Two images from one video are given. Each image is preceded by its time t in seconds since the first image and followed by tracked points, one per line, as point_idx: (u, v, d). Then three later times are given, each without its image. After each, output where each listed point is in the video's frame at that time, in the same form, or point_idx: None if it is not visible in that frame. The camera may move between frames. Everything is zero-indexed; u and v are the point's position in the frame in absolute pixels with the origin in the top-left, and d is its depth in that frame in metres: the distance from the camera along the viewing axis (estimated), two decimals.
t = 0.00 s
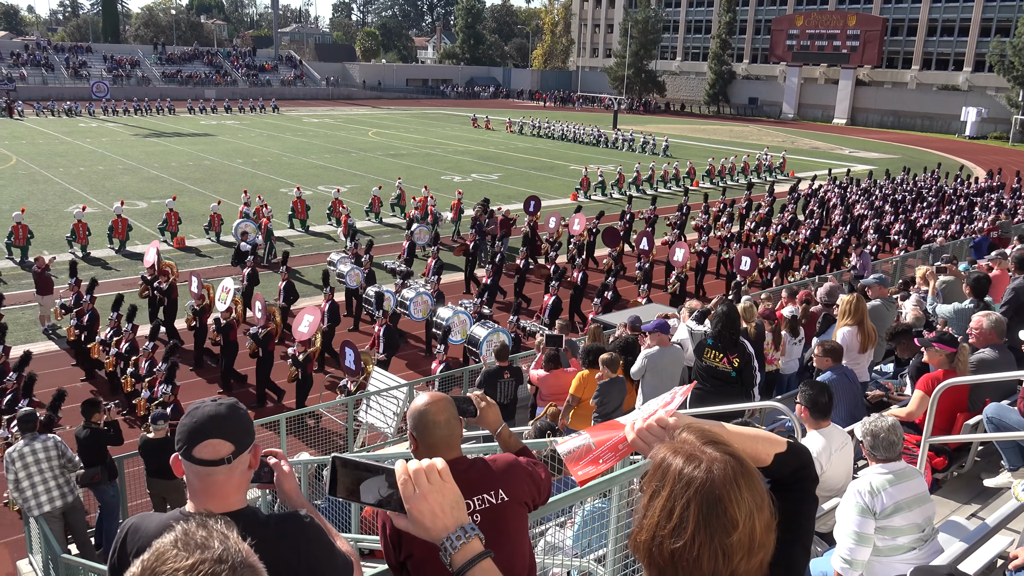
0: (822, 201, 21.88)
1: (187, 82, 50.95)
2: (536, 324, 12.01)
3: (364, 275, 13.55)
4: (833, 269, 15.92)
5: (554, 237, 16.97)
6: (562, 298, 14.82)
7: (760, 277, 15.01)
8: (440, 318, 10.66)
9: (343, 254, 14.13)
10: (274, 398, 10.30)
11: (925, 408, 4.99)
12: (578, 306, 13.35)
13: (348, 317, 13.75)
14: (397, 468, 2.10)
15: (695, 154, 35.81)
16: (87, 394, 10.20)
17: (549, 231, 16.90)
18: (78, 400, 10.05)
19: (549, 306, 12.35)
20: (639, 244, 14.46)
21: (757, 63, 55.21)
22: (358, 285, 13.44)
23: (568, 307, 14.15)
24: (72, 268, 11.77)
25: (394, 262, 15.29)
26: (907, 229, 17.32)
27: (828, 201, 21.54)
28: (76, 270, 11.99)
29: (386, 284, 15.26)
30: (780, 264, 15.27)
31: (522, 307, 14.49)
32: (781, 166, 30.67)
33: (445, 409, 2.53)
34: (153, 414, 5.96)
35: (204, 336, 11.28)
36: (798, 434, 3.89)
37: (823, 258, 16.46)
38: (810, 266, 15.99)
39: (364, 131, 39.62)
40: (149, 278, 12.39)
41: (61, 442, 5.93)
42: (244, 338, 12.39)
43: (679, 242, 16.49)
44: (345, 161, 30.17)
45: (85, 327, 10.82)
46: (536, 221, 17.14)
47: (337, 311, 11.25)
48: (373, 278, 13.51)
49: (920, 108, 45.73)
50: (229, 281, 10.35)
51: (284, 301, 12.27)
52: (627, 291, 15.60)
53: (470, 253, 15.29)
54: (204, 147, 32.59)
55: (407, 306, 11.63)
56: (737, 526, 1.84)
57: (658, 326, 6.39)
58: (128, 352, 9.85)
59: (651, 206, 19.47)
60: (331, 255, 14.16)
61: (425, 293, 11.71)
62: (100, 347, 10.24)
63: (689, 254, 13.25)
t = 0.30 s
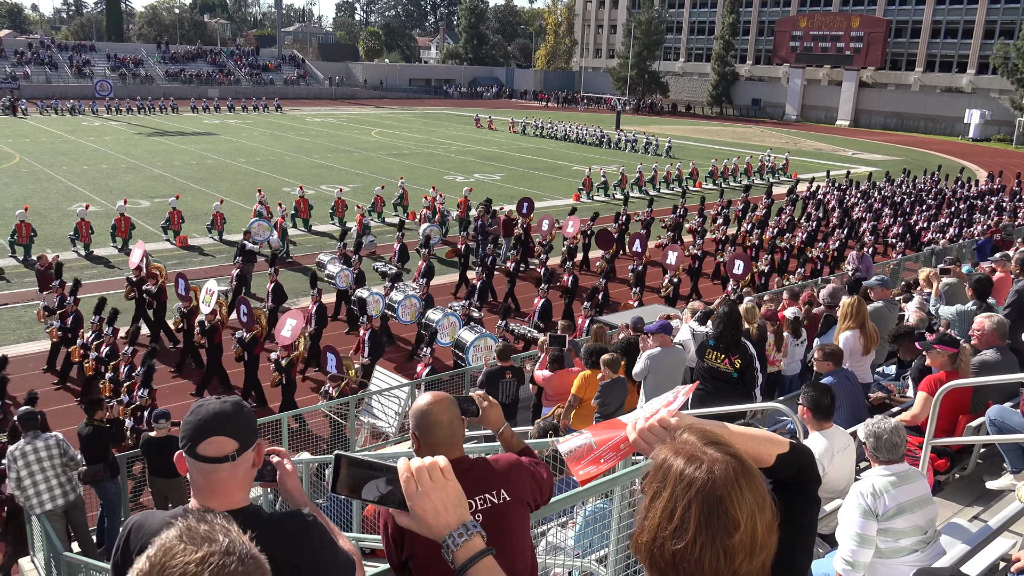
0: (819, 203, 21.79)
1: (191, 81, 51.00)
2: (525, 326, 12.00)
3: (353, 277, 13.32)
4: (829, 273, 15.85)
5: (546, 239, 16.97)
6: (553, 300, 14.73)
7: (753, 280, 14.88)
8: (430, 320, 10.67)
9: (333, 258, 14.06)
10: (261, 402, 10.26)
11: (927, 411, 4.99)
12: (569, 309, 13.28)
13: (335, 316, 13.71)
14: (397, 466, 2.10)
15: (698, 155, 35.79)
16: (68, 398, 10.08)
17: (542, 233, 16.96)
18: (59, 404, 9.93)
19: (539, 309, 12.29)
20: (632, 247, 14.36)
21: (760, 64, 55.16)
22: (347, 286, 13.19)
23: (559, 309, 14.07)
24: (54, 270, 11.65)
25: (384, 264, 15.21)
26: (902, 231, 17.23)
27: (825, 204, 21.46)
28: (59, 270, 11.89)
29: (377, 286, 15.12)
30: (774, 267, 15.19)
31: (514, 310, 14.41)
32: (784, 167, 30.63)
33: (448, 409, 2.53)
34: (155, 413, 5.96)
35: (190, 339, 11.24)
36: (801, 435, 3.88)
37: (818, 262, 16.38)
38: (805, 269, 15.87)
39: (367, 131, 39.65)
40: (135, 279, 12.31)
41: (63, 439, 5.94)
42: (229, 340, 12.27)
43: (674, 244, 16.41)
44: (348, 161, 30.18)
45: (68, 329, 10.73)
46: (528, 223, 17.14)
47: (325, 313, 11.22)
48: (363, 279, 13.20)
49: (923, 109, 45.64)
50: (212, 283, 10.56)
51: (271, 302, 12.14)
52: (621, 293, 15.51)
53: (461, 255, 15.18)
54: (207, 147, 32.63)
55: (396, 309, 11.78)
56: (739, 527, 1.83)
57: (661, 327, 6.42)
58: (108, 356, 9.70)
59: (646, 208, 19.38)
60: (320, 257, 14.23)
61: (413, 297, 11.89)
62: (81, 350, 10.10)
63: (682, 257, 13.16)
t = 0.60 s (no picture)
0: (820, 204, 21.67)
1: (196, 80, 51.12)
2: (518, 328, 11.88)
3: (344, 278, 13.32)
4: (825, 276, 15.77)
5: (542, 239, 16.85)
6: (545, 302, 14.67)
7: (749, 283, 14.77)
8: (419, 323, 10.32)
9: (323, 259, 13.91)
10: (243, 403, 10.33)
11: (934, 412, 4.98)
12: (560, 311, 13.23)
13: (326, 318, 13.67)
14: (399, 467, 2.10)
15: (703, 155, 35.76)
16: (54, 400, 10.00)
17: (537, 234, 16.91)
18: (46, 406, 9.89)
19: (529, 311, 12.23)
20: (627, 248, 14.20)
21: (765, 64, 55.07)
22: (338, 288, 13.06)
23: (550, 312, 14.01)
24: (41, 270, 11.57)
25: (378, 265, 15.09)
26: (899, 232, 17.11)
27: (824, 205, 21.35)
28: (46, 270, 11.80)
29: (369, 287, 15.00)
30: (769, 269, 15.10)
31: (507, 313, 14.36)
32: (789, 168, 30.59)
33: (453, 408, 2.53)
34: (160, 411, 5.99)
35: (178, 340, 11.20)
36: (807, 436, 3.88)
37: (814, 264, 16.31)
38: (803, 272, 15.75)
39: (372, 131, 39.71)
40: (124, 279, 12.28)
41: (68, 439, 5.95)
42: (216, 340, 12.20)
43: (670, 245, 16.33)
44: (352, 160, 30.19)
45: (53, 331, 10.72)
46: (524, 224, 17.13)
47: (314, 315, 11.01)
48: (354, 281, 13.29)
49: (928, 110, 45.50)
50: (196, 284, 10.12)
51: (262, 304, 12.09)
52: (615, 295, 15.47)
53: (455, 256, 15.05)
54: (212, 146, 32.70)
55: (385, 310, 11.52)
56: (743, 531, 1.84)
57: (666, 327, 6.41)
58: (91, 358, 9.66)
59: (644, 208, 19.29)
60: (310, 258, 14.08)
61: (404, 298, 11.62)
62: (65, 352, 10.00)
63: (677, 259, 13.09)
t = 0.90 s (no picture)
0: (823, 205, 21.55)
1: (206, 79, 51.29)
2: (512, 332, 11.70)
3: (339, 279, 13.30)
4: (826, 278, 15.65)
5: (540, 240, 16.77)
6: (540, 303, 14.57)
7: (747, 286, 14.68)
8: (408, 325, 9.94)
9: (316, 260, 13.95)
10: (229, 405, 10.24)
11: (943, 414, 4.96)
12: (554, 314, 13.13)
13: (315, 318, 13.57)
14: (405, 464, 2.11)
15: (713, 155, 35.66)
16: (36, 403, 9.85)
17: (534, 234, 16.78)
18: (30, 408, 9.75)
19: (524, 315, 12.15)
20: (624, 251, 14.11)
21: (775, 64, 54.88)
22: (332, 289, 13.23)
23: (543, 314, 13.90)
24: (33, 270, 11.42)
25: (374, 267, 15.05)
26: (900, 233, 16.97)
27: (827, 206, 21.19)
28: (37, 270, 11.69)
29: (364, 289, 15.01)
30: (768, 272, 14.98)
31: (503, 315, 14.27)
32: (799, 167, 30.49)
33: (461, 408, 2.53)
34: (169, 409, 6.03)
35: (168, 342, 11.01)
36: (816, 437, 3.88)
37: (815, 266, 16.18)
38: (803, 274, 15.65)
39: (380, 130, 39.78)
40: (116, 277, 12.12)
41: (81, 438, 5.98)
42: (205, 344, 12.07)
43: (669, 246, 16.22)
44: (361, 159, 30.27)
45: (40, 332, 10.55)
46: (521, 224, 17.11)
47: (306, 317, 11.07)
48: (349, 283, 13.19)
49: (938, 109, 45.25)
50: (188, 285, 10.11)
51: (256, 306, 12.02)
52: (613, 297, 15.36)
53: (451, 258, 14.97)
54: (222, 145, 32.81)
55: (376, 312, 11.08)
56: (750, 532, 1.83)
57: (674, 326, 6.39)
58: (76, 360, 9.47)
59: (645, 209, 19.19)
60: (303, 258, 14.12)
61: (396, 300, 11.18)
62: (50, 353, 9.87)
63: (674, 262, 13.01)
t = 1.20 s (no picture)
0: (828, 205, 21.40)
1: (216, 79, 51.51)
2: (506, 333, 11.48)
3: (333, 281, 13.27)
4: (827, 280, 15.52)
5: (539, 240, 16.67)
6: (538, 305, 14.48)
7: (747, 288, 14.58)
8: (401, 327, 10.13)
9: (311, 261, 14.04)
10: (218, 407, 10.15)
11: (955, 415, 4.92)
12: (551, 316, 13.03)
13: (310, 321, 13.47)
14: (415, 459, 2.12)
15: (722, 155, 35.57)
16: (27, 405, 9.85)
17: (533, 235, 16.69)
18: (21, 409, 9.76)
19: (519, 316, 12.00)
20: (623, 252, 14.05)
21: (785, 64, 54.68)
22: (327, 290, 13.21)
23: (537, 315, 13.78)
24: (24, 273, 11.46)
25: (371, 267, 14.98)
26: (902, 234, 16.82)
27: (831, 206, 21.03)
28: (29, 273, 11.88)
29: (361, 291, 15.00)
30: (769, 273, 14.88)
31: (501, 315, 14.19)
32: (809, 167, 30.40)
33: (470, 408, 2.54)
34: (179, 408, 6.07)
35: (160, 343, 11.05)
36: (826, 438, 3.88)
37: (817, 268, 16.07)
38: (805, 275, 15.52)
39: (390, 130, 39.88)
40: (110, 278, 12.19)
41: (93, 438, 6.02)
42: (196, 345, 11.96)
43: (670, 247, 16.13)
44: (370, 159, 30.34)
45: (31, 332, 10.65)
46: (519, 224, 17.04)
47: (300, 318, 10.87)
48: (343, 283, 13.23)
49: (950, 109, 44.97)
50: (179, 287, 10.13)
51: (250, 307, 11.96)
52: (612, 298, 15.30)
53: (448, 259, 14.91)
54: (232, 145, 32.94)
55: (370, 314, 11.19)
56: (757, 525, 1.84)
57: (680, 327, 6.39)
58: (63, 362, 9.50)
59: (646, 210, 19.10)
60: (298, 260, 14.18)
61: (390, 302, 11.32)
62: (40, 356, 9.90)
63: (673, 263, 12.96)
